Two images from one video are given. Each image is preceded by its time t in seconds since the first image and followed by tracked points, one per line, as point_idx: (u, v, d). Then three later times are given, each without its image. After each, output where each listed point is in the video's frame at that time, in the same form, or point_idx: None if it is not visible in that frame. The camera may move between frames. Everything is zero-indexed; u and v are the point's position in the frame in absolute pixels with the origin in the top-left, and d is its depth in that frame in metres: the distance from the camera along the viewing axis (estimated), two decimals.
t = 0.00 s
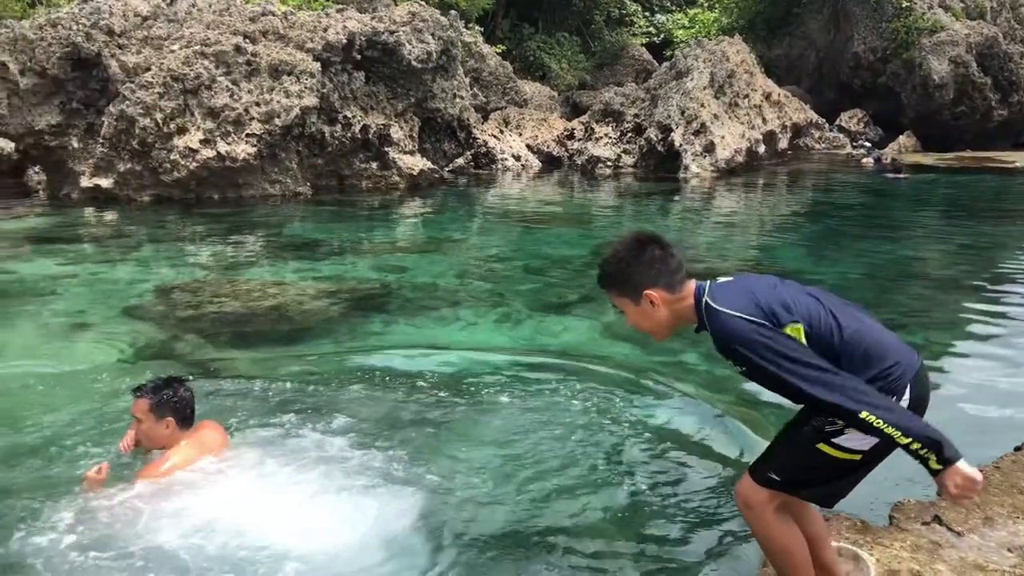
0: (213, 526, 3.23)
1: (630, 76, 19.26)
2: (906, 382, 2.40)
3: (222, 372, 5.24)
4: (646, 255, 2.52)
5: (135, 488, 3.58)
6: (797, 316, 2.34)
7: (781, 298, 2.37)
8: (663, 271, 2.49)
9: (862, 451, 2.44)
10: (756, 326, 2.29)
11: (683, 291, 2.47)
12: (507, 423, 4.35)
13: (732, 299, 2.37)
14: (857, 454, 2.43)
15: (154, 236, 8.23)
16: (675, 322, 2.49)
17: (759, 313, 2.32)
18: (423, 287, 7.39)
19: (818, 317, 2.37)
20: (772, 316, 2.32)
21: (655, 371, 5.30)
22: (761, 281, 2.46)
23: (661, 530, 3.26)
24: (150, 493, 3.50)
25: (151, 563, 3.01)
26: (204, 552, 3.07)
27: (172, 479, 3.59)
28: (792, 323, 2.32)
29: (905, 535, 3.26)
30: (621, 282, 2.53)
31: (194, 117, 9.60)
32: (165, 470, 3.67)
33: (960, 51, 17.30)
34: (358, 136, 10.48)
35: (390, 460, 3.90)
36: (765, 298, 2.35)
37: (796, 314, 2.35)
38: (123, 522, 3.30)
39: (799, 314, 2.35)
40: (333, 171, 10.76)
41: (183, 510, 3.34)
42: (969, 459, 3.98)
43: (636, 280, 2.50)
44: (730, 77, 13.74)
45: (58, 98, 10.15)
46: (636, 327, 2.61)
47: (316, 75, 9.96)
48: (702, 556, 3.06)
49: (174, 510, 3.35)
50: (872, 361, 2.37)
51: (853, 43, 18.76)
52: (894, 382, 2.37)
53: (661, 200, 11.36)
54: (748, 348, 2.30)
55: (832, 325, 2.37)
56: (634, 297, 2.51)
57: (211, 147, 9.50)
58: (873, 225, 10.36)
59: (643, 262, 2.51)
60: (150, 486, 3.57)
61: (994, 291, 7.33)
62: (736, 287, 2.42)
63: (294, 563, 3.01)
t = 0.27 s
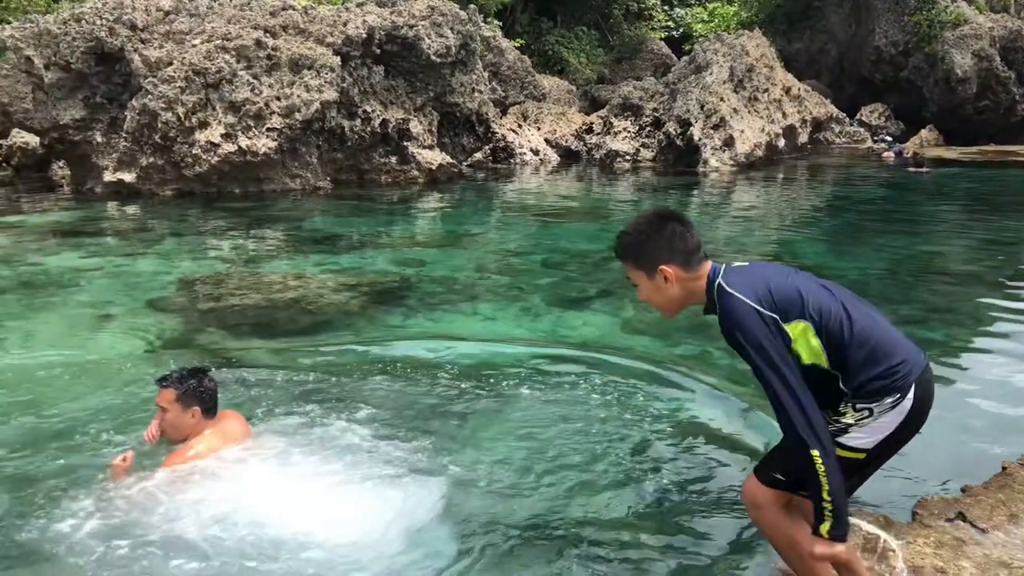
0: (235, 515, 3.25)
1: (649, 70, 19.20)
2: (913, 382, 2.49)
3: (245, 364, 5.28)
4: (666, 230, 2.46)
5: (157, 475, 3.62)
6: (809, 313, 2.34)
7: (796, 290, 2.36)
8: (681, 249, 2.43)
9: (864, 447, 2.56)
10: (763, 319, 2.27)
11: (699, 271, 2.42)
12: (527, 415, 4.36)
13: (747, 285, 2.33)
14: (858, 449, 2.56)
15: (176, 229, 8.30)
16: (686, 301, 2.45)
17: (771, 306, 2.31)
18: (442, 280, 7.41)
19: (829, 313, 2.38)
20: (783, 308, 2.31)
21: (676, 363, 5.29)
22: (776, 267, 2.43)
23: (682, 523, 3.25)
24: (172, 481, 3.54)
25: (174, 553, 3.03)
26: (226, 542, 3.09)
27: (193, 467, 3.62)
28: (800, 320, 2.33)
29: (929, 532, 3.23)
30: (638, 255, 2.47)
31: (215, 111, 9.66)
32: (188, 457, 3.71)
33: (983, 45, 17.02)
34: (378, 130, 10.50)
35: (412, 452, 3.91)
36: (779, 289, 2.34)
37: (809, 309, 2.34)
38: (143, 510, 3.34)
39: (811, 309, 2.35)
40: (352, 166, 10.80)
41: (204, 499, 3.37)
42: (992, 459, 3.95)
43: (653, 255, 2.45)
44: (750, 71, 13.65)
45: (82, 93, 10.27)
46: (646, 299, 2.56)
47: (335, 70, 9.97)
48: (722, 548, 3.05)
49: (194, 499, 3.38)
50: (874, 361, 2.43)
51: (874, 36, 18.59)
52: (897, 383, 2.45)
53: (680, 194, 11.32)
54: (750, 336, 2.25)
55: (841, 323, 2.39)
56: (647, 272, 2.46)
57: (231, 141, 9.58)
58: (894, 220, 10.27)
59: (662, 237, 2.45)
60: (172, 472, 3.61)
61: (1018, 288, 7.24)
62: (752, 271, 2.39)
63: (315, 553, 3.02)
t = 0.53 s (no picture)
0: (247, 509, 3.25)
1: (661, 66, 19.17)
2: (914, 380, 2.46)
3: (257, 357, 5.29)
4: (681, 208, 2.42)
5: (171, 468, 3.63)
6: (814, 305, 2.33)
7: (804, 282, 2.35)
8: (696, 228, 2.40)
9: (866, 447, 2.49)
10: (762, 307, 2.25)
11: (710, 252, 2.40)
12: (540, 410, 4.35)
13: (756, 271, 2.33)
14: (860, 450, 2.48)
15: (189, 224, 8.33)
16: (695, 282, 2.43)
17: (775, 294, 2.30)
18: (454, 276, 7.41)
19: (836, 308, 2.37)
20: (786, 298, 2.30)
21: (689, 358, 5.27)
22: (788, 258, 2.43)
23: (695, 518, 3.24)
24: (185, 474, 3.55)
25: (187, 545, 3.04)
26: (238, 535, 3.09)
27: (207, 460, 3.63)
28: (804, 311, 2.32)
29: (944, 528, 3.21)
30: (651, 230, 2.43)
31: (228, 107, 9.70)
32: (203, 450, 3.72)
33: (999, 41, 16.90)
34: (389, 126, 10.50)
35: (424, 446, 3.91)
36: (787, 279, 2.33)
37: (815, 302, 2.33)
38: (155, 503, 3.35)
39: (817, 302, 2.34)
40: (365, 162, 10.82)
41: (216, 492, 3.38)
42: (1008, 455, 3.92)
43: (665, 231, 2.40)
44: (763, 67, 13.58)
45: (96, 88, 10.31)
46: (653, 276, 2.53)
47: (347, 65, 9.96)
48: (734, 543, 3.04)
49: (206, 493, 3.38)
50: (877, 360, 2.41)
51: (889, 32, 18.47)
52: (898, 382, 2.42)
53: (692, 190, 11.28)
54: (748, 323, 2.23)
55: (847, 318, 2.37)
56: (658, 248, 2.42)
57: (244, 137, 9.63)
58: (907, 216, 10.20)
59: (676, 214, 2.41)
60: (185, 465, 3.62)
61: None
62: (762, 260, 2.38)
63: (327, 547, 3.01)
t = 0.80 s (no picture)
0: (262, 499, 3.26)
1: (677, 58, 19.17)
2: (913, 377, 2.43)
3: (274, 349, 5.31)
4: (705, 176, 2.47)
5: (188, 457, 3.67)
6: (814, 294, 2.32)
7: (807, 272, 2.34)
8: (717, 201, 2.45)
9: (866, 443, 2.46)
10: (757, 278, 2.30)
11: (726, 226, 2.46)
12: (555, 402, 4.34)
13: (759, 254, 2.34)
14: (859, 447, 2.45)
15: (206, 217, 8.38)
16: (703, 251, 2.49)
17: (774, 278, 2.31)
18: (469, 269, 7.42)
19: (838, 300, 2.35)
20: (787, 282, 2.31)
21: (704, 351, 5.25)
22: (798, 243, 2.42)
23: (708, 509, 3.25)
24: (201, 464, 3.57)
25: (203, 534, 3.05)
26: (254, 525, 3.10)
27: (224, 450, 3.66)
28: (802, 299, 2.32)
29: (962, 523, 3.18)
30: (673, 193, 2.48)
31: (245, 100, 9.75)
32: (221, 439, 3.75)
33: (1022, 33, 16.63)
34: (405, 119, 10.50)
35: (439, 438, 3.91)
36: (791, 266, 2.33)
37: (816, 292, 2.33)
38: (170, 492, 3.38)
39: (817, 291, 2.33)
40: (380, 154, 10.83)
41: (231, 482, 3.40)
42: None
43: (686, 197, 2.47)
44: (779, 59, 13.48)
45: (115, 81, 10.38)
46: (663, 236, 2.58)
47: (364, 58, 9.93)
48: (747, 537, 3.03)
49: (221, 483, 3.40)
50: (876, 356, 2.39)
51: (908, 23, 18.29)
52: (897, 379, 2.40)
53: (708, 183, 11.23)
54: (743, 297, 2.30)
55: (848, 311, 2.35)
56: (676, 211, 2.49)
57: (261, 130, 9.68)
58: (926, 210, 10.11)
59: (699, 182, 2.46)
60: (202, 454, 3.65)
61: None
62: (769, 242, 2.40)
63: (342, 538, 3.02)
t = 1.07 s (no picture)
0: (279, 488, 3.29)
1: (695, 51, 19.19)
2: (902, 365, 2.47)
3: (292, 339, 5.34)
4: (721, 137, 2.52)
5: (207, 443, 3.70)
6: (804, 269, 2.40)
7: (799, 249, 2.42)
8: (728, 165, 2.51)
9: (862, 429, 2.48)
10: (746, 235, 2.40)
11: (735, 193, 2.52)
12: (571, 394, 4.34)
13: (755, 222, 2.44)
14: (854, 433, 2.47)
15: (224, 208, 8.43)
16: (700, 212, 2.55)
17: (765, 246, 2.39)
18: (485, 261, 7.43)
19: (828, 281, 2.42)
20: (776, 255, 2.39)
21: (721, 344, 5.23)
22: (799, 223, 2.50)
23: (726, 500, 3.25)
24: (219, 450, 3.61)
25: (221, 522, 3.08)
26: (270, 514, 3.13)
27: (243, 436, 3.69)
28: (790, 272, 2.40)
29: (982, 519, 3.16)
30: (692, 143, 2.53)
31: (263, 92, 9.76)
32: (239, 425, 3.77)
33: None
34: (422, 111, 10.52)
35: (456, 429, 3.92)
36: (784, 240, 2.41)
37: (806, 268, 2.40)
38: (189, 479, 3.41)
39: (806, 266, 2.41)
40: (397, 147, 10.85)
41: (249, 470, 3.43)
42: None
43: (697, 159, 2.51)
44: (798, 52, 13.36)
45: (135, 74, 10.47)
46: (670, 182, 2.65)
47: (381, 51, 9.97)
48: (762, 528, 3.03)
49: (239, 470, 3.43)
50: (865, 339, 2.43)
51: (928, 16, 18.12)
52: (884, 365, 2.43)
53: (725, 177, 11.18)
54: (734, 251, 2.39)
55: (837, 292, 2.42)
56: (688, 169, 2.53)
57: (279, 122, 9.72)
58: (945, 205, 10.03)
59: (714, 143, 2.50)
60: (221, 440, 3.68)
61: None
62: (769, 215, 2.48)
63: (358, 527, 3.04)
